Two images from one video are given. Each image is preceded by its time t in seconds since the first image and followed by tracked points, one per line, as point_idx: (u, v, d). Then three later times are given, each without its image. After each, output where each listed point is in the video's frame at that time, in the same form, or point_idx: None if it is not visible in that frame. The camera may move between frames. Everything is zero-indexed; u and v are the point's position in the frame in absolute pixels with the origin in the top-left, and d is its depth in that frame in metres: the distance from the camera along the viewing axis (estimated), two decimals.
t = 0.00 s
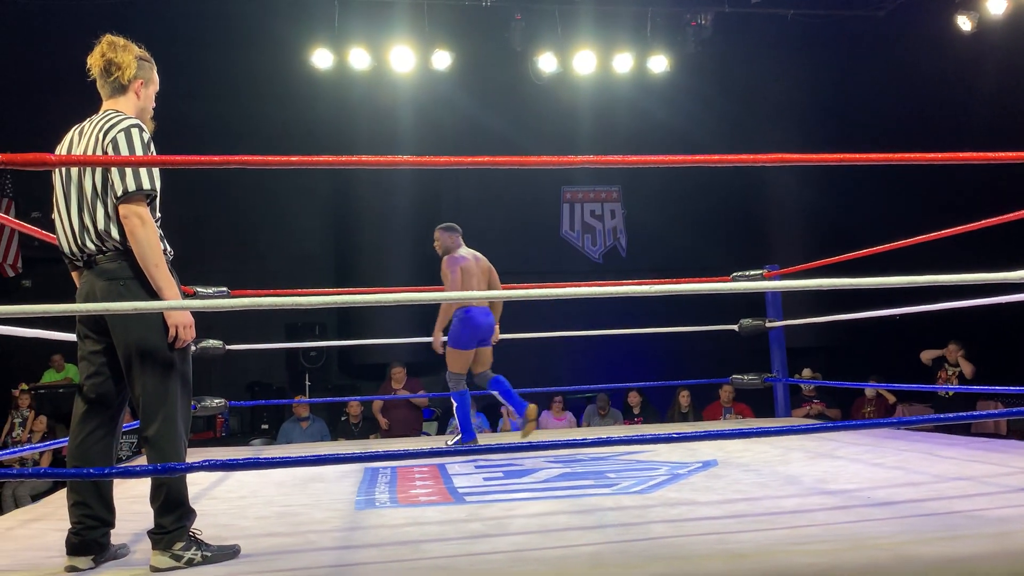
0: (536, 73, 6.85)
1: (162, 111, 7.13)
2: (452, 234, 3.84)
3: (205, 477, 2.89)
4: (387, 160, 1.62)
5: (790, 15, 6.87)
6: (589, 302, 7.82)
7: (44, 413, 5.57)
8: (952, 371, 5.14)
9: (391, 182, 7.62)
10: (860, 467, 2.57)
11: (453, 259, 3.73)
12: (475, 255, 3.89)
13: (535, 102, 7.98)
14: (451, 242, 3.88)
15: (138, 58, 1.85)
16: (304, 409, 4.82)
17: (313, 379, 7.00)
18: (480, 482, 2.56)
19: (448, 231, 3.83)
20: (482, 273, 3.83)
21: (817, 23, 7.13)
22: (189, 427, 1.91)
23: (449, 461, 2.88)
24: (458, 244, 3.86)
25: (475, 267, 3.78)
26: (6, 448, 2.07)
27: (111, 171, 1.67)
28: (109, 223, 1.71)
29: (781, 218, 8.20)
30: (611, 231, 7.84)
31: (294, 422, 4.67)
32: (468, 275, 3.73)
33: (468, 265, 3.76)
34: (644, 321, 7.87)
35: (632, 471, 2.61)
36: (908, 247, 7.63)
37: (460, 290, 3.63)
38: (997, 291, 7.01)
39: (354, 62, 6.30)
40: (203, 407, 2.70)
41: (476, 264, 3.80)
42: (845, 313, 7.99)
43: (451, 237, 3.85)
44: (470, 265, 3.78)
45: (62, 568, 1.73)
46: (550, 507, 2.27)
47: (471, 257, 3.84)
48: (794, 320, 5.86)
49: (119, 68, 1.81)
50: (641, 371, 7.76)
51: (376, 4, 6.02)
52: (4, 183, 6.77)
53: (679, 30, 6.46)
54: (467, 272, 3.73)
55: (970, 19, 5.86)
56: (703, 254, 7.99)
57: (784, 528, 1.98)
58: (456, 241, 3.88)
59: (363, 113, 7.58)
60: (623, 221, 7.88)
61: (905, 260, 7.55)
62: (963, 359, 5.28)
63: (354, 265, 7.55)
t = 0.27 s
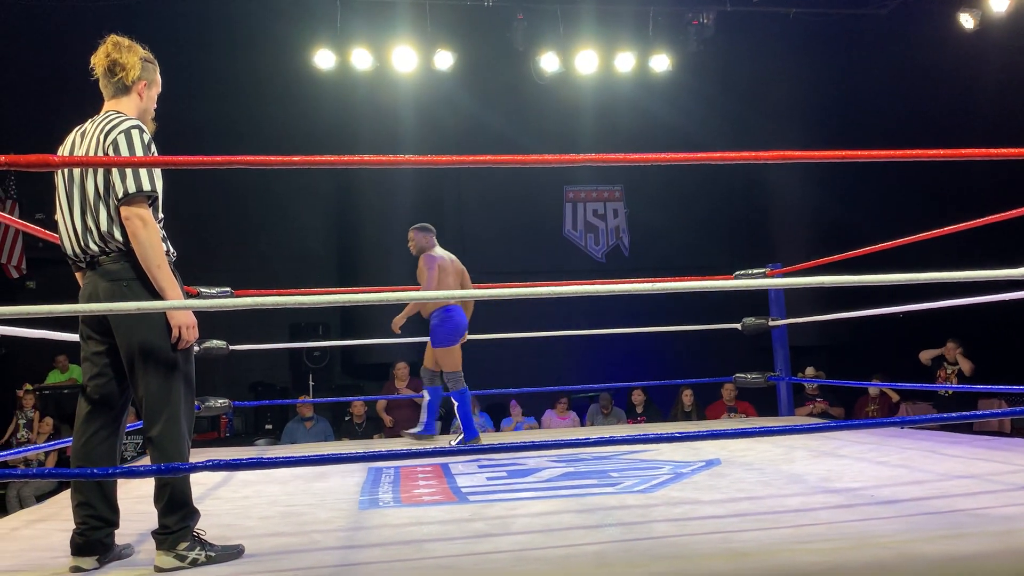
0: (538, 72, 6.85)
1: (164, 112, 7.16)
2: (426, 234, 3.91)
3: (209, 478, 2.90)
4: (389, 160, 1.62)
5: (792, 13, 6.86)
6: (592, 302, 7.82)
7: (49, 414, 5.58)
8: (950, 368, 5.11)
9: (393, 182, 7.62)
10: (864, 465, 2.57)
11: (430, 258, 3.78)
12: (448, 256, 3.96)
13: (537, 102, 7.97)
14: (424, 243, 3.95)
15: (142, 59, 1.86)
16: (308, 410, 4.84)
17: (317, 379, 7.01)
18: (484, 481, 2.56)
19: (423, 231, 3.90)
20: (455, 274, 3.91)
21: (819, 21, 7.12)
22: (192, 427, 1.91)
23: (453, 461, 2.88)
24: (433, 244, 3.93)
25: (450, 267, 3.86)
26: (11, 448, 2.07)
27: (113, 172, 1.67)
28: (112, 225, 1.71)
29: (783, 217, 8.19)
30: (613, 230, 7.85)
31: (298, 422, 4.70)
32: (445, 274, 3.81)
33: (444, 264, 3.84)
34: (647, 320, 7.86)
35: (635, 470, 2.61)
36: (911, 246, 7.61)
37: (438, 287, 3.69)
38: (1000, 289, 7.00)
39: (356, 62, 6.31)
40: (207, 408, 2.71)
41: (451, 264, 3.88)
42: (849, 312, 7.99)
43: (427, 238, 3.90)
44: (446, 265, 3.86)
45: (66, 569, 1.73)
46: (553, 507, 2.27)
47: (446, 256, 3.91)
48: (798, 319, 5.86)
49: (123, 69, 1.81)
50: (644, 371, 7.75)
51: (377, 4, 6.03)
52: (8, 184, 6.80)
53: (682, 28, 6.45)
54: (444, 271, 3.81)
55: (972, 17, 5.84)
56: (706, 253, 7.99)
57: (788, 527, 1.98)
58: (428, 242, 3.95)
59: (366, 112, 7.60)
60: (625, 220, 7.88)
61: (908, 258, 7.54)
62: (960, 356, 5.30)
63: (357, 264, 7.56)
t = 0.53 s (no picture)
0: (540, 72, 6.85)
1: (167, 114, 7.18)
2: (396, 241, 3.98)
3: (213, 478, 2.90)
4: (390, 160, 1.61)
5: (794, 12, 6.85)
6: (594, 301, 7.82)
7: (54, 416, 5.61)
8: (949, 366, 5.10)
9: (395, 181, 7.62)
10: (867, 464, 2.57)
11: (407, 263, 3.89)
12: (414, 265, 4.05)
13: (539, 101, 7.98)
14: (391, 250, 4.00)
15: (147, 61, 1.86)
16: (312, 409, 4.85)
17: (321, 379, 7.02)
18: (487, 481, 2.56)
19: (394, 237, 3.97)
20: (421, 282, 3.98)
21: (820, 19, 7.12)
22: (196, 427, 1.91)
23: (457, 460, 2.89)
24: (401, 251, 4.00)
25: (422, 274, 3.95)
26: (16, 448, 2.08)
27: (114, 175, 1.68)
28: (113, 227, 1.72)
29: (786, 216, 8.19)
30: (616, 230, 7.87)
31: (302, 422, 4.71)
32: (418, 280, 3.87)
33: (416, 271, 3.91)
34: (649, 319, 7.86)
35: (638, 469, 2.61)
36: (913, 244, 7.61)
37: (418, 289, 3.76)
38: (1003, 287, 6.99)
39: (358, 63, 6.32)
40: (210, 408, 2.71)
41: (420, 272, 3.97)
42: (852, 311, 7.98)
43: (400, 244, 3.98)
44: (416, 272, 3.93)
45: (71, 569, 1.74)
46: (556, 506, 2.27)
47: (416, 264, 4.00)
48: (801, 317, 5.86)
49: (129, 71, 1.81)
50: (647, 370, 7.75)
51: (378, 5, 6.03)
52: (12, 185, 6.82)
53: (683, 28, 6.45)
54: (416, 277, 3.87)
55: (975, 15, 5.83)
56: (709, 252, 7.99)
57: (791, 526, 1.98)
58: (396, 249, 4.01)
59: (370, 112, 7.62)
60: (628, 219, 7.89)
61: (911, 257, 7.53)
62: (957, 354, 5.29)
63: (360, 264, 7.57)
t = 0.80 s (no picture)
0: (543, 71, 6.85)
1: (170, 115, 7.20)
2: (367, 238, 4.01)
3: (217, 478, 2.91)
4: (393, 160, 1.61)
5: (797, 10, 6.85)
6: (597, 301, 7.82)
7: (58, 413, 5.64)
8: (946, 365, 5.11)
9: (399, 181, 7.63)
10: (871, 463, 2.57)
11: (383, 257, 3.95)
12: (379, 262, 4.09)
13: (542, 101, 7.99)
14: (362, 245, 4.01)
15: (152, 63, 1.86)
16: (315, 409, 4.86)
17: (325, 378, 7.02)
18: (490, 480, 2.57)
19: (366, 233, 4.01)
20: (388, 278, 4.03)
21: (824, 18, 7.11)
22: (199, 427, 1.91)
23: (460, 460, 2.89)
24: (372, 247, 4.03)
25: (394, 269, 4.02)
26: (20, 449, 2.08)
27: (117, 175, 1.68)
28: (116, 228, 1.72)
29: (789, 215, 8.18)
30: (619, 229, 7.84)
31: (306, 422, 4.72)
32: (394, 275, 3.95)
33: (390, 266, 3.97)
34: (652, 319, 7.86)
35: (642, 469, 2.61)
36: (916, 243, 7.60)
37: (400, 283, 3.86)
38: (1007, 286, 6.97)
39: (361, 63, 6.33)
40: (214, 408, 2.71)
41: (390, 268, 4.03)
42: (854, 310, 7.97)
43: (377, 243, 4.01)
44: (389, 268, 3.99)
45: (75, 569, 1.74)
46: (560, 505, 2.27)
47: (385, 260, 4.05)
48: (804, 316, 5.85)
49: (135, 73, 1.82)
50: (650, 370, 7.74)
51: (382, 5, 6.04)
52: (15, 186, 6.84)
53: (687, 27, 6.45)
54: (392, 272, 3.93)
55: (978, 13, 5.83)
56: (712, 251, 7.97)
57: (795, 525, 1.98)
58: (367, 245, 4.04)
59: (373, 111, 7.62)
60: (631, 218, 7.88)
61: (913, 256, 7.51)
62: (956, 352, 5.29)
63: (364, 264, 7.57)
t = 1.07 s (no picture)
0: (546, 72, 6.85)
1: (173, 117, 7.21)
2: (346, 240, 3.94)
3: (220, 479, 2.91)
4: (396, 162, 1.61)
5: (799, 11, 6.84)
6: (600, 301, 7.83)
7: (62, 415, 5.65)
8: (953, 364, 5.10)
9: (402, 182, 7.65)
10: (874, 463, 2.57)
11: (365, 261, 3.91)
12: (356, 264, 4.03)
13: (544, 101, 7.99)
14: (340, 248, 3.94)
15: (155, 65, 1.87)
16: (319, 410, 4.87)
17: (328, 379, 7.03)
18: (494, 481, 2.57)
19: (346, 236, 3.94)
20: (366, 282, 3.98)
21: (826, 18, 7.11)
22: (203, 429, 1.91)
23: (463, 461, 2.89)
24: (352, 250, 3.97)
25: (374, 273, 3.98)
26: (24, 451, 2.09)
27: (120, 177, 1.68)
28: (120, 229, 1.72)
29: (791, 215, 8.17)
30: (622, 229, 7.83)
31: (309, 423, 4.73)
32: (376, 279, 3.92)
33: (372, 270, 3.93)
34: (655, 319, 7.86)
35: (645, 470, 2.61)
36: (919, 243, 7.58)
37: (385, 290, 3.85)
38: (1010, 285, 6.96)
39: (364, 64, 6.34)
40: (217, 410, 2.72)
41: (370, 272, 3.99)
42: (857, 310, 7.96)
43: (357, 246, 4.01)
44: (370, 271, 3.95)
45: (80, 570, 1.74)
46: (563, 506, 2.27)
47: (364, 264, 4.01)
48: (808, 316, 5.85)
49: (137, 75, 1.82)
50: (653, 370, 7.74)
51: (385, 6, 6.05)
52: (19, 189, 6.86)
53: (689, 28, 6.45)
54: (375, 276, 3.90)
55: (981, 13, 5.83)
56: (715, 251, 7.96)
57: (799, 526, 1.98)
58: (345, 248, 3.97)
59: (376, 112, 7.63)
60: (634, 219, 7.88)
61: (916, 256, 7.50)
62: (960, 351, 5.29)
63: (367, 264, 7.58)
